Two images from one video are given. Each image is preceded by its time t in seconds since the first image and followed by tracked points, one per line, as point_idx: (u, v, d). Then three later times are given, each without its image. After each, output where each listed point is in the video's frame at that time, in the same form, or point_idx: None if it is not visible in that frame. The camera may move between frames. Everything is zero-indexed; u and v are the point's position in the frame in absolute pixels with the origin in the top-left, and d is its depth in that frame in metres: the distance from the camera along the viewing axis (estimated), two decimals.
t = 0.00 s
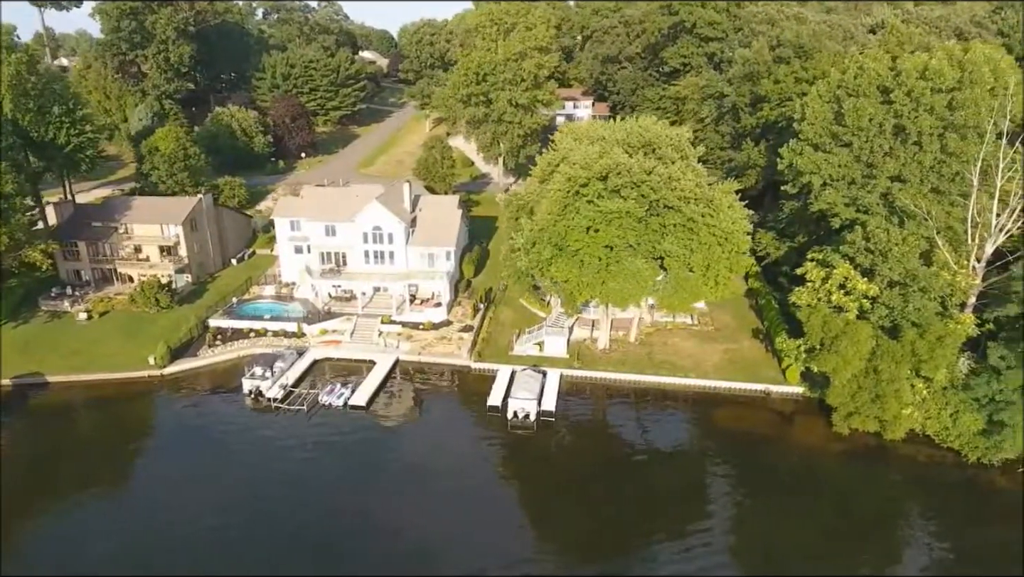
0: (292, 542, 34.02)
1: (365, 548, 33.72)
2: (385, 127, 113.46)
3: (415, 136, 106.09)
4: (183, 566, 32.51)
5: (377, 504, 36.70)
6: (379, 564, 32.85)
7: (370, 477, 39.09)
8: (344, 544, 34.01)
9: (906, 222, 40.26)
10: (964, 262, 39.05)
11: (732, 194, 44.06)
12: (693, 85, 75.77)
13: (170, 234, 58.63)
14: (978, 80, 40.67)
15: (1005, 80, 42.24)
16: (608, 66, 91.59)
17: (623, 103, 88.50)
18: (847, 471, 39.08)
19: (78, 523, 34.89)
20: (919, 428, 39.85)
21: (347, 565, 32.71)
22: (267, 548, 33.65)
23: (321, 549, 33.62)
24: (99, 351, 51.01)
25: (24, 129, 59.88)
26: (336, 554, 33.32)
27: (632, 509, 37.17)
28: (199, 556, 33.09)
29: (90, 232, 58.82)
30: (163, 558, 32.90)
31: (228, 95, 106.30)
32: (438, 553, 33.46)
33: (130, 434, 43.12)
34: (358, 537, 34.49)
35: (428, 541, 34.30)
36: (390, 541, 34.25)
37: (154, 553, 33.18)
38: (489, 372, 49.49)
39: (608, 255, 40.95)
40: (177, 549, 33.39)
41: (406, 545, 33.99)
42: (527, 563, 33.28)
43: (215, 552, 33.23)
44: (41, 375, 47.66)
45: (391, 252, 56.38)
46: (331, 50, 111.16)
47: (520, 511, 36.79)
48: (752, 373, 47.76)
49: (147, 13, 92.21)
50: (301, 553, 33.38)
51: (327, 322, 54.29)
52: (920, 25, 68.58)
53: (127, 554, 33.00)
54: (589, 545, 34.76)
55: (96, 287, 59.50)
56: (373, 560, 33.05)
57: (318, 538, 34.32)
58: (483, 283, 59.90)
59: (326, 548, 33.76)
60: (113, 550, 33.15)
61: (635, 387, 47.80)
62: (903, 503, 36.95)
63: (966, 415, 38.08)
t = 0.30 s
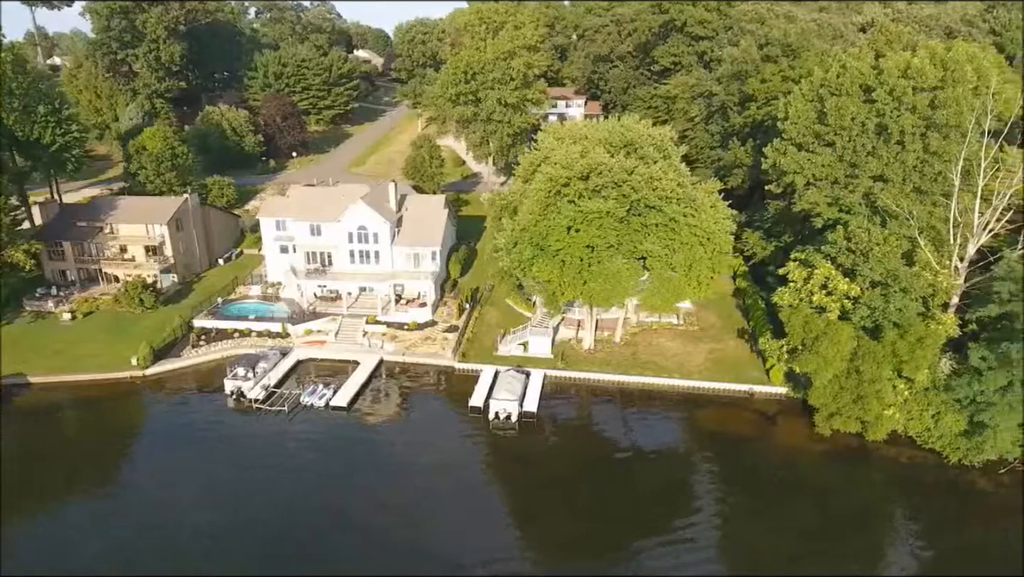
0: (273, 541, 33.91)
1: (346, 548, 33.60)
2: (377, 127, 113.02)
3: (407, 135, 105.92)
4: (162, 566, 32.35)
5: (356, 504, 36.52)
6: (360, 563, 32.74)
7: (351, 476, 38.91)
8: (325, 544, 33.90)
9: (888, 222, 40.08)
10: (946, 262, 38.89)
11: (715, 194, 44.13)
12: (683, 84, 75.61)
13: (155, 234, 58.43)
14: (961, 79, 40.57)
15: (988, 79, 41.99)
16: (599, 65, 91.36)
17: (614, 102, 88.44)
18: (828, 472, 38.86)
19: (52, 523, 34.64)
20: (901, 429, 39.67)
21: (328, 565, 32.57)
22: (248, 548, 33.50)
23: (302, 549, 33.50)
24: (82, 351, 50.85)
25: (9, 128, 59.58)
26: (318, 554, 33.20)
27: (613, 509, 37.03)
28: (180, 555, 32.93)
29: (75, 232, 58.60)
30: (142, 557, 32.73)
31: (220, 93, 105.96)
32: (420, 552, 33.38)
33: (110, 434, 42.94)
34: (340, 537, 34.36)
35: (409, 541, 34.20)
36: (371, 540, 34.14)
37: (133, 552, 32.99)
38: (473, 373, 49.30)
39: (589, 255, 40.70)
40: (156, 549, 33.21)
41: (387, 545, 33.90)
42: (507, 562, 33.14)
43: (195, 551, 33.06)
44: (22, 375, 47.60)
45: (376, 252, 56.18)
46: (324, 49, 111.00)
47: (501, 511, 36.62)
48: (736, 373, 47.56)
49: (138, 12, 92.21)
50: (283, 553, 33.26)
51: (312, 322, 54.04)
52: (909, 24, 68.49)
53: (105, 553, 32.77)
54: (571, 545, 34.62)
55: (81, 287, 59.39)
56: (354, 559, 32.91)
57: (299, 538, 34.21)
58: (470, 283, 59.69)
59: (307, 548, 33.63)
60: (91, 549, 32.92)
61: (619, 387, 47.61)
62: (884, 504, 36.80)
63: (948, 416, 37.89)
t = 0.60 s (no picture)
0: (252, 542, 33.73)
1: (325, 549, 33.40)
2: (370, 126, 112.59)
3: (401, 134, 105.60)
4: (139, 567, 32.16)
5: (336, 504, 36.32)
6: (338, 563, 32.54)
7: (331, 476, 38.65)
8: (304, 545, 33.70)
9: (871, 222, 39.84)
10: (929, 262, 38.67)
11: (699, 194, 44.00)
12: (674, 83, 75.31)
13: (141, 234, 58.23)
14: (944, 78, 40.76)
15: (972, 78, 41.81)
16: (592, 64, 91.17)
17: (607, 101, 88.19)
18: (810, 474, 38.59)
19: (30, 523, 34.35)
20: (883, 430, 39.42)
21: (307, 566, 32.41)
22: (226, 549, 33.30)
23: (280, 550, 33.32)
24: (65, 351, 50.64)
25: None
26: (296, 556, 32.99)
27: (595, 510, 36.82)
28: (157, 555, 32.76)
29: (61, 231, 58.39)
30: (120, 557, 32.54)
31: (213, 93, 106.00)
32: (399, 552, 33.20)
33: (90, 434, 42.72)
34: (319, 537, 34.16)
35: (388, 541, 33.99)
36: (350, 541, 33.92)
37: (110, 552, 32.79)
38: (457, 373, 49.10)
39: (571, 255, 40.43)
40: (134, 549, 33.02)
41: (366, 545, 33.68)
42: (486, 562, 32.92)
43: (173, 552, 32.87)
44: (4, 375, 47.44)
45: (362, 252, 55.96)
46: (318, 48, 110.93)
47: (481, 512, 36.37)
48: (721, 374, 47.34)
49: (129, 11, 91.77)
50: (260, 554, 33.06)
51: (297, 322, 53.77)
52: (900, 22, 68.26)
53: (83, 553, 32.54)
54: (551, 546, 34.43)
55: (67, 287, 59.24)
56: (333, 560, 32.71)
57: (278, 539, 34.01)
58: (456, 283, 59.46)
59: (285, 549, 33.40)
60: (70, 549, 32.76)
61: (604, 388, 47.38)
62: (867, 505, 36.56)
63: (930, 418, 37.64)
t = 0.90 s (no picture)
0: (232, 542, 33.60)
1: (306, 549, 33.27)
2: (364, 125, 112.12)
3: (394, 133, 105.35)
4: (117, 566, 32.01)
5: (316, 504, 36.15)
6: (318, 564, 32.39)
7: (312, 476, 38.41)
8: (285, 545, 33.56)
9: (854, 222, 39.62)
10: (911, 262, 38.47)
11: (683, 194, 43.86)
12: (665, 82, 75.07)
13: (127, 234, 58.07)
14: (928, 77, 40.66)
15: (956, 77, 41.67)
16: (584, 62, 91.19)
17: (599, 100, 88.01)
18: (792, 475, 38.33)
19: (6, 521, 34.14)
20: (866, 431, 39.13)
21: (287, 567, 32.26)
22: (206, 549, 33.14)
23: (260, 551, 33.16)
24: (49, 351, 50.49)
25: None
26: (277, 556, 32.87)
27: (575, 510, 36.61)
28: (138, 556, 32.62)
29: (47, 231, 58.23)
30: (98, 556, 32.38)
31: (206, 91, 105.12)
32: (377, 555, 32.89)
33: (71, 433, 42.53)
34: (298, 538, 34.01)
35: (368, 541, 33.87)
36: (330, 542, 33.77)
37: (90, 551, 32.68)
38: (441, 373, 48.89)
39: (552, 255, 40.22)
40: (114, 549, 32.88)
41: (345, 546, 33.54)
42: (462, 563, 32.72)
43: (149, 553, 32.70)
44: None
45: (348, 251, 55.78)
46: (311, 47, 110.96)
47: (459, 512, 36.12)
48: (706, 374, 47.10)
49: (120, 10, 91.25)
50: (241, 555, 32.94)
51: (282, 322, 53.55)
52: (891, 21, 67.99)
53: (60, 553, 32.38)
54: (532, 546, 34.21)
55: (53, 286, 59.16)
56: (312, 561, 32.58)
57: (259, 539, 33.88)
58: (443, 283, 59.25)
59: (266, 548, 33.31)
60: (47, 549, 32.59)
61: (588, 388, 47.17)
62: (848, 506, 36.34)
63: (912, 419, 37.35)
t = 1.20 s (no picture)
0: (220, 541, 33.54)
1: (294, 547, 33.25)
2: (357, 125, 111.53)
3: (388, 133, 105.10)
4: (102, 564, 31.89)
5: (297, 504, 35.94)
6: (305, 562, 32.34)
7: (297, 475, 38.30)
8: (272, 543, 33.49)
9: (837, 222, 39.34)
10: (895, 263, 38.23)
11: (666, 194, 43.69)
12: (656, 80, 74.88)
13: (113, 233, 57.88)
14: (912, 76, 40.55)
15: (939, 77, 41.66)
16: (578, 61, 91.55)
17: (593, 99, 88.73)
18: (775, 477, 38.06)
19: None
20: (849, 432, 38.83)
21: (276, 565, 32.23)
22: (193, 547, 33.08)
23: (248, 549, 33.11)
24: (33, 351, 50.28)
25: None
26: (266, 553, 32.86)
27: (558, 511, 36.41)
28: (125, 554, 32.54)
29: (33, 230, 58.09)
30: (84, 554, 32.26)
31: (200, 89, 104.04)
32: (364, 553, 32.84)
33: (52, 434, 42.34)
34: (286, 536, 33.94)
35: (356, 539, 33.82)
36: (318, 539, 33.74)
37: (69, 548, 32.50)
38: (425, 373, 48.70)
39: (534, 255, 39.99)
40: (93, 549, 32.65)
41: (333, 543, 33.51)
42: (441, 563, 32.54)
43: (130, 553, 32.52)
44: None
45: (334, 251, 55.57)
46: (305, 47, 111.45)
47: (438, 513, 35.83)
48: (691, 375, 46.85)
49: (112, 8, 91.82)
50: (229, 552, 32.90)
51: (268, 322, 53.34)
52: (882, 20, 67.76)
53: (46, 551, 32.25)
54: (519, 544, 34.12)
55: (40, 286, 58.99)
56: (301, 559, 32.55)
57: (247, 537, 33.84)
58: (431, 283, 59.03)
59: (255, 546, 33.29)
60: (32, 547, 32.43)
61: (573, 389, 46.96)
62: (830, 508, 36.09)
63: (895, 420, 37.08)
